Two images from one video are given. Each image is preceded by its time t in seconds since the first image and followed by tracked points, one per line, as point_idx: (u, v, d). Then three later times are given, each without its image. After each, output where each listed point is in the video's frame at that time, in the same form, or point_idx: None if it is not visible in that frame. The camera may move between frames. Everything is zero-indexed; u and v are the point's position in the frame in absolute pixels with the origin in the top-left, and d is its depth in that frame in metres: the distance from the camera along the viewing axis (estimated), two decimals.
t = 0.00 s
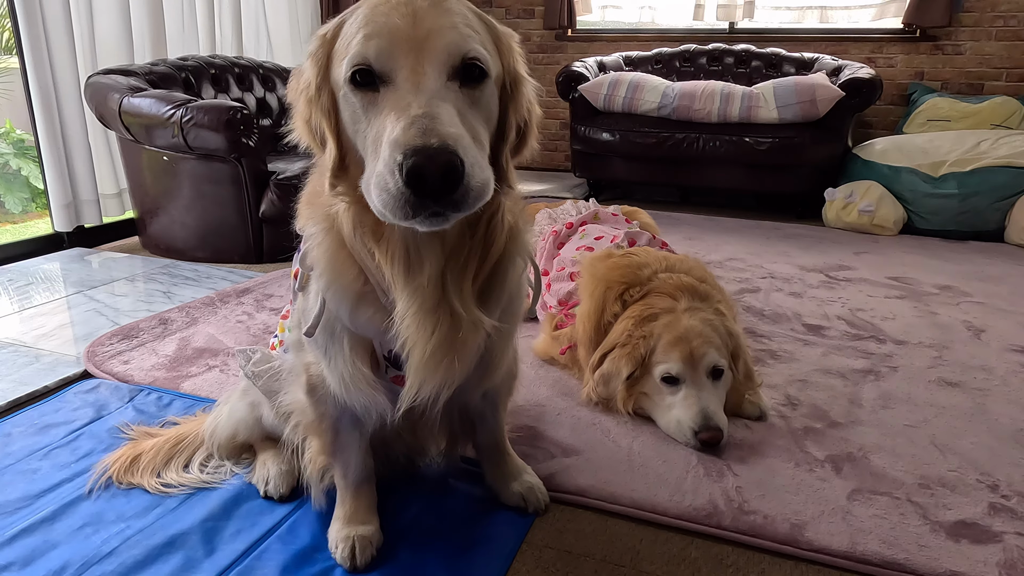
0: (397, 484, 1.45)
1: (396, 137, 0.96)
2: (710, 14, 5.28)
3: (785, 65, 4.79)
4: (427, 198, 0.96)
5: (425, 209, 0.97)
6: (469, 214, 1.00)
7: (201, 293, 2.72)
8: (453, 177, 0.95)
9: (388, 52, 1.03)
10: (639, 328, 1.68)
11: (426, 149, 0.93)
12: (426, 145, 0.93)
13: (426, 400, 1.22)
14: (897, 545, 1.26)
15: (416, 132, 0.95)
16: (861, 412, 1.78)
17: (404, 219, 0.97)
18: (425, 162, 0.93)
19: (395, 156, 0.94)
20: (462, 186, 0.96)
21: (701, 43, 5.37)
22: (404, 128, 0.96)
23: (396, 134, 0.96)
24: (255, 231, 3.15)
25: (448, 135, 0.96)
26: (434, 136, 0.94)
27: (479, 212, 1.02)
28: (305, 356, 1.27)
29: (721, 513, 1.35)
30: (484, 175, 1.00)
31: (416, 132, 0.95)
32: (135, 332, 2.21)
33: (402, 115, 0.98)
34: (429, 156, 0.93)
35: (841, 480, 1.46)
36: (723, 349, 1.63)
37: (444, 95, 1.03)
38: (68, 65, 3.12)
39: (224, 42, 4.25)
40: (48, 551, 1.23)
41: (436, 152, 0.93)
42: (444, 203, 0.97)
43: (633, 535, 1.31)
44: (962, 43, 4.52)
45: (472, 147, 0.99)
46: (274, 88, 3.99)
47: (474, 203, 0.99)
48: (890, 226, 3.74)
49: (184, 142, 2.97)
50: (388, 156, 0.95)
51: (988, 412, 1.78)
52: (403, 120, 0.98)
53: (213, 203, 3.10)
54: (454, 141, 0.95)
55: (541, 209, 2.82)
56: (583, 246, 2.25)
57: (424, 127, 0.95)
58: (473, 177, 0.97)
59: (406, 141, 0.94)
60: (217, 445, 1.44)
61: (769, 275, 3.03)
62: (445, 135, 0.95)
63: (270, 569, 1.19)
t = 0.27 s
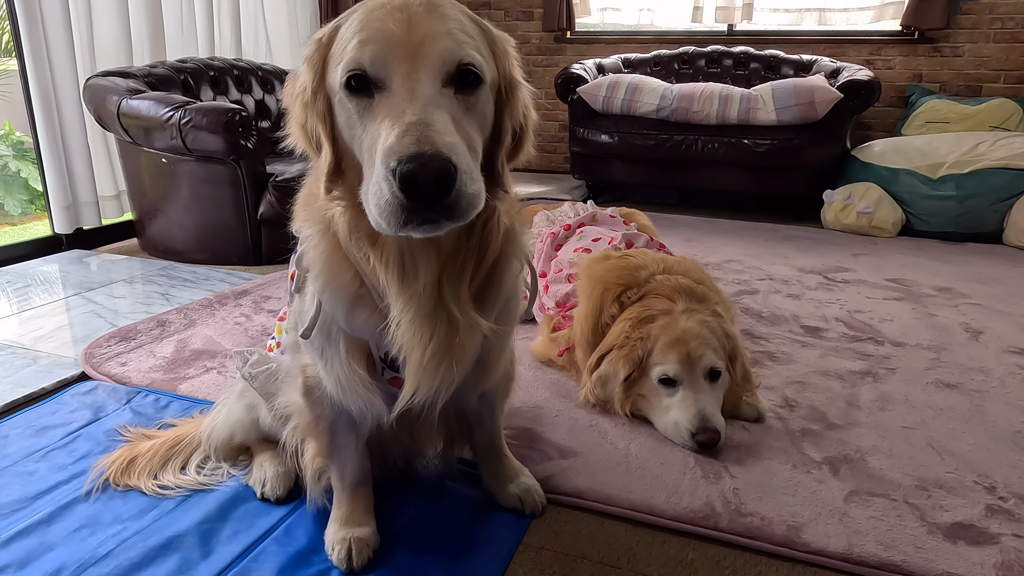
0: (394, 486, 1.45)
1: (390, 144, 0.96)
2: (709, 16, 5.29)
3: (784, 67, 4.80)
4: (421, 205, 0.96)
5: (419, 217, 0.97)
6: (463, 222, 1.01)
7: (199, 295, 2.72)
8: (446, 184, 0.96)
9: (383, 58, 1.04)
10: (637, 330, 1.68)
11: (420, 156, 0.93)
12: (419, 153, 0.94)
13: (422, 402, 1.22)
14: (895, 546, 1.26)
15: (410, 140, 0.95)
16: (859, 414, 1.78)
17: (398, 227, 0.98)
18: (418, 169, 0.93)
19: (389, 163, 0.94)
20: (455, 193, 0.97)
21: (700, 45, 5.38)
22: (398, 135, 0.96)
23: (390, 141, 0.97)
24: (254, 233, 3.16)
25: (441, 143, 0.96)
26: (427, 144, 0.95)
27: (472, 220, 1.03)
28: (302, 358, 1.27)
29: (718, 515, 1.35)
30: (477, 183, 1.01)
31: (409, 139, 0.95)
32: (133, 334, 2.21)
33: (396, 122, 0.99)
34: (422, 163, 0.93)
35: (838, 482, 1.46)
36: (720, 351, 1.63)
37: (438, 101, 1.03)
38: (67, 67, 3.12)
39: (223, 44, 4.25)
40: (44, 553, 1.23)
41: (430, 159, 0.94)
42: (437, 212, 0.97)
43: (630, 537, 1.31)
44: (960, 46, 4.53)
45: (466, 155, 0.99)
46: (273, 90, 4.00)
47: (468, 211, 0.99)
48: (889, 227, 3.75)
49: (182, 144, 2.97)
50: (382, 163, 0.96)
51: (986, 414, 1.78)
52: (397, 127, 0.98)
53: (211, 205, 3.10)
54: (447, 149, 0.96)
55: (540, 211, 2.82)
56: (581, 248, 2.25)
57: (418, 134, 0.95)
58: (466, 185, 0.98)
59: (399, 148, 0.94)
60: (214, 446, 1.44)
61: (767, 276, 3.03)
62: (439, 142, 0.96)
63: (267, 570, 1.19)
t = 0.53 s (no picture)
0: (395, 487, 1.45)
1: (389, 146, 0.96)
2: (709, 18, 5.29)
3: (784, 69, 4.81)
4: (418, 207, 0.97)
5: (417, 220, 0.97)
6: (460, 226, 1.00)
7: (200, 296, 2.72)
8: (444, 186, 0.96)
9: (383, 61, 1.04)
10: (638, 331, 1.68)
11: (417, 158, 0.93)
12: (417, 154, 0.94)
13: (423, 404, 1.22)
14: (896, 548, 1.26)
15: (408, 141, 0.95)
16: (860, 415, 1.78)
17: (396, 230, 0.98)
18: (416, 171, 0.93)
19: (387, 165, 0.95)
20: (452, 196, 0.97)
21: (700, 47, 5.38)
22: (397, 137, 0.96)
23: (388, 143, 0.97)
24: (254, 235, 3.16)
25: (440, 146, 0.96)
26: (425, 145, 0.95)
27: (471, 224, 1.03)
28: (304, 360, 1.27)
29: (720, 517, 1.35)
30: (475, 187, 1.01)
31: (408, 141, 0.95)
32: (134, 335, 2.21)
33: (396, 124, 0.99)
34: (420, 165, 0.93)
35: (839, 483, 1.46)
36: (721, 352, 1.63)
37: (439, 104, 1.03)
38: (67, 69, 3.12)
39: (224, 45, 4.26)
40: (45, 555, 1.23)
41: (427, 161, 0.94)
42: (435, 214, 0.97)
43: (631, 539, 1.31)
44: (959, 47, 4.54)
45: (464, 158, 0.99)
46: (274, 92, 4.00)
47: (466, 215, 0.99)
48: (889, 229, 3.75)
49: (183, 145, 2.97)
50: (380, 165, 0.96)
51: (987, 416, 1.78)
52: (396, 129, 0.98)
53: (212, 207, 3.10)
54: (446, 152, 0.96)
55: (540, 212, 2.83)
56: (582, 250, 2.25)
57: (417, 137, 0.95)
58: (464, 188, 0.97)
59: (398, 150, 0.94)
60: (216, 448, 1.44)
61: (768, 278, 3.03)
62: (437, 144, 0.95)
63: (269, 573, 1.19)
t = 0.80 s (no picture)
0: (397, 488, 1.45)
1: (387, 148, 0.96)
2: (709, 19, 5.29)
3: (784, 70, 4.81)
4: (416, 209, 0.97)
5: (415, 222, 0.98)
6: (458, 228, 1.01)
7: (201, 298, 2.72)
8: (441, 188, 0.96)
9: (383, 63, 1.04)
10: (639, 332, 1.68)
11: (415, 160, 0.94)
12: (415, 157, 0.94)
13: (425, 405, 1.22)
14: (897, 549, 1.26)
15: (406, 144, 0.95)
16: (861, 416, 1.78)
17: (394, 232, 0.99)
18: (413, 173, 0.94)
19: (386, 168, 0.95)
20: (450, 198, 0.97)
21: (700, 48, 5.39)
22: (395, 140, 0.97)
23: (387, 146, 0.97)
24: (255, 236, 3.16)
25: (438, 147, 0.96)
26: (422, 148, 0.95)
27: (468, 227, 1.03)
28: (306, 361, 1.27)
29: (721, 518, 1.35)
30: (473, 190, 1.01)
31: (406, 143, 0.95)
32: (135, 337, 2.21)
33: (395, 126, 0.99)
34: (417, 167, 0.94)
35: (840, 484, 1.46)
36: (722, 353, 1.64)
37: (437, 106, 1.04)
38: (68, 70, 3.13)
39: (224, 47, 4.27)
40: (47, 556, 1.23)
41: (425, 163, 0.94)
42: (432, 216, 0.98)
43: (632, 539, 1.31)
44: (959, 49, 4.54)
45: (462, 160, 1.00)
46: (275, 93, 4.01)
47: (464, 217, 1.00)
48: (889, 230, 3.75)
49: (184, 147, 2.98)
50: (379, 167, 0.96)
51: (987, 416, 1.79)
52: (394, 132, 0.99)
53: (213, 208, 3.11)
54: (444, 154, 0.96)
55: (541, 214, 2.83)
56: (583, 251, 2.26)
57: (415, 139, 0.96)
58: (461, 189, 0.98)
59: (396, 152, 0.95)
60: (217, 449, 1.44)
61: (768, 279, 3.04)
62: (435, 146, 0.96)
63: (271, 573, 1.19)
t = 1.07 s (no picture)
0: (398, 488, 1.45)
1: (395, 144, 0.97)
2: (709, 20, 5.30)
3: (784, 71, 4.82)
4: (423, 205, 0.97)
5: (422, 218, 0.98)
6: (465, 224, 1.01)
7: (202, 298, 2.73)
8: (449, 184, 0.96)
9: (388, 61, 1.04)
10: (640, 332, 1.69)
11: (423, 156, 0.94)
12: (422, 152, 0.94)
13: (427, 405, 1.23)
14: (898, 549, 1.26)
15: (413, 139, 0.95)
16: (861, 416, 1.78)
17: (401, 229, 0.99)
18: (421, 169, 0.94)
19: (393, 163, 0.95)
20: (457, 194, 0.97)
21: (700, 49, 5.39)
22: (402, 136, 0.97)
23: (393, 142, 0.97)
24: (256, 236, 3.16)
25: (445, 143, 0.97)
26: (430, 143, 0.95)
27: (474, 223, 1.03)
28: (307, 361, 1.27)
29: (722, 518, 1.35)
30: (479, 186, 1.01)
31: (413, 139, 0.95)
32: (136, 337, 2.21)
33: (401, 123, 0.99)
34: (425, 162, 0.94)
35: (841, 484, 1.46)
36: (723, 353, 1.64)
37: (442, 103, 1.04)
38: (69, 71, 3.13)
39: (225, 48, 4.27)
40: (49, 556, 1.23)
41: (433, 158, 0.94)
42: (439, 212, 0.98)
43: (633, 539, 1.31)
44: (960, 50, 4.55)
45: (468, 157, 1.00)
46: (275, 94, 4.02)
47: (470, 214, 1.00)
48: (889, 231, 3.76)
49: (185, 147, 2.98)
50: (386, 164, 0.96)
51: (988, 417, 1.79)
52: (401, 128, 0.99)
53: (213, 208, 3.11)
54: (451, 151, 0.96)
55: (541, 214, 2.83)
56: (583, 251, 2.26)
57: (422, 135, 0.96)
58: (468, 185, 0.98)
59: (403, 148, 0.95)
60: (218, 449, 1.45)
61: (768, 280, 3.04)
62: (442, 142, 0.96)
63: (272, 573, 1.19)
